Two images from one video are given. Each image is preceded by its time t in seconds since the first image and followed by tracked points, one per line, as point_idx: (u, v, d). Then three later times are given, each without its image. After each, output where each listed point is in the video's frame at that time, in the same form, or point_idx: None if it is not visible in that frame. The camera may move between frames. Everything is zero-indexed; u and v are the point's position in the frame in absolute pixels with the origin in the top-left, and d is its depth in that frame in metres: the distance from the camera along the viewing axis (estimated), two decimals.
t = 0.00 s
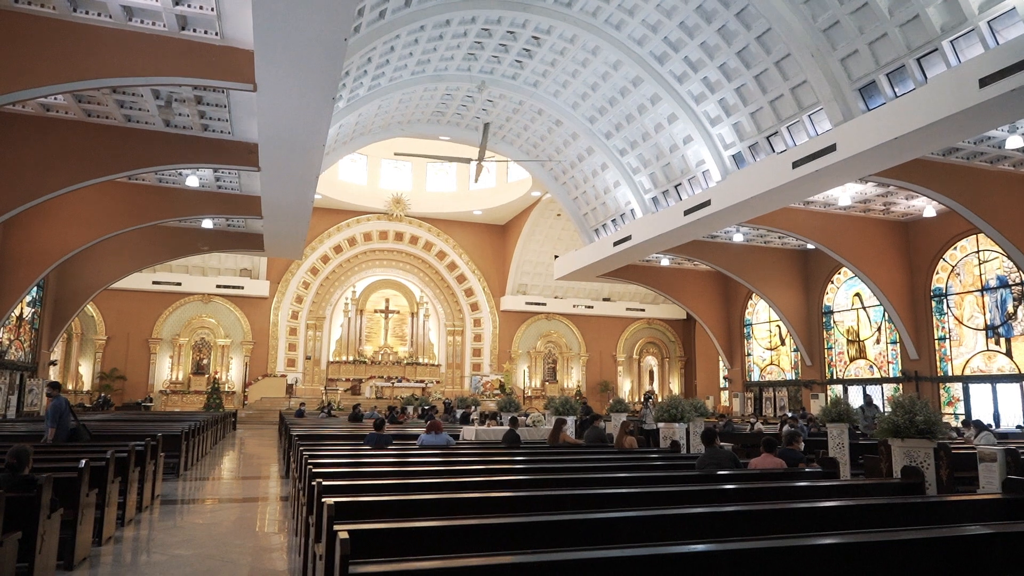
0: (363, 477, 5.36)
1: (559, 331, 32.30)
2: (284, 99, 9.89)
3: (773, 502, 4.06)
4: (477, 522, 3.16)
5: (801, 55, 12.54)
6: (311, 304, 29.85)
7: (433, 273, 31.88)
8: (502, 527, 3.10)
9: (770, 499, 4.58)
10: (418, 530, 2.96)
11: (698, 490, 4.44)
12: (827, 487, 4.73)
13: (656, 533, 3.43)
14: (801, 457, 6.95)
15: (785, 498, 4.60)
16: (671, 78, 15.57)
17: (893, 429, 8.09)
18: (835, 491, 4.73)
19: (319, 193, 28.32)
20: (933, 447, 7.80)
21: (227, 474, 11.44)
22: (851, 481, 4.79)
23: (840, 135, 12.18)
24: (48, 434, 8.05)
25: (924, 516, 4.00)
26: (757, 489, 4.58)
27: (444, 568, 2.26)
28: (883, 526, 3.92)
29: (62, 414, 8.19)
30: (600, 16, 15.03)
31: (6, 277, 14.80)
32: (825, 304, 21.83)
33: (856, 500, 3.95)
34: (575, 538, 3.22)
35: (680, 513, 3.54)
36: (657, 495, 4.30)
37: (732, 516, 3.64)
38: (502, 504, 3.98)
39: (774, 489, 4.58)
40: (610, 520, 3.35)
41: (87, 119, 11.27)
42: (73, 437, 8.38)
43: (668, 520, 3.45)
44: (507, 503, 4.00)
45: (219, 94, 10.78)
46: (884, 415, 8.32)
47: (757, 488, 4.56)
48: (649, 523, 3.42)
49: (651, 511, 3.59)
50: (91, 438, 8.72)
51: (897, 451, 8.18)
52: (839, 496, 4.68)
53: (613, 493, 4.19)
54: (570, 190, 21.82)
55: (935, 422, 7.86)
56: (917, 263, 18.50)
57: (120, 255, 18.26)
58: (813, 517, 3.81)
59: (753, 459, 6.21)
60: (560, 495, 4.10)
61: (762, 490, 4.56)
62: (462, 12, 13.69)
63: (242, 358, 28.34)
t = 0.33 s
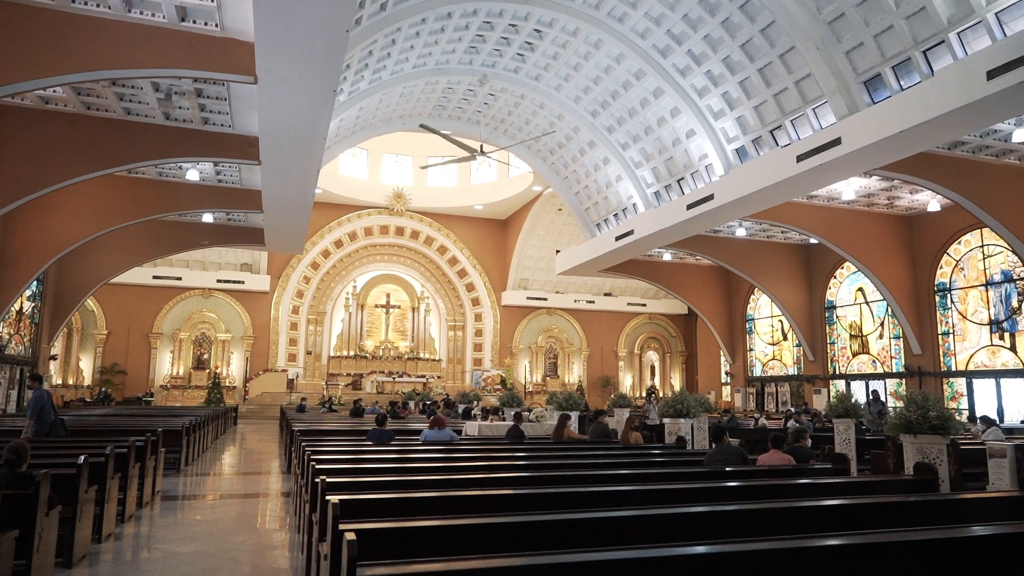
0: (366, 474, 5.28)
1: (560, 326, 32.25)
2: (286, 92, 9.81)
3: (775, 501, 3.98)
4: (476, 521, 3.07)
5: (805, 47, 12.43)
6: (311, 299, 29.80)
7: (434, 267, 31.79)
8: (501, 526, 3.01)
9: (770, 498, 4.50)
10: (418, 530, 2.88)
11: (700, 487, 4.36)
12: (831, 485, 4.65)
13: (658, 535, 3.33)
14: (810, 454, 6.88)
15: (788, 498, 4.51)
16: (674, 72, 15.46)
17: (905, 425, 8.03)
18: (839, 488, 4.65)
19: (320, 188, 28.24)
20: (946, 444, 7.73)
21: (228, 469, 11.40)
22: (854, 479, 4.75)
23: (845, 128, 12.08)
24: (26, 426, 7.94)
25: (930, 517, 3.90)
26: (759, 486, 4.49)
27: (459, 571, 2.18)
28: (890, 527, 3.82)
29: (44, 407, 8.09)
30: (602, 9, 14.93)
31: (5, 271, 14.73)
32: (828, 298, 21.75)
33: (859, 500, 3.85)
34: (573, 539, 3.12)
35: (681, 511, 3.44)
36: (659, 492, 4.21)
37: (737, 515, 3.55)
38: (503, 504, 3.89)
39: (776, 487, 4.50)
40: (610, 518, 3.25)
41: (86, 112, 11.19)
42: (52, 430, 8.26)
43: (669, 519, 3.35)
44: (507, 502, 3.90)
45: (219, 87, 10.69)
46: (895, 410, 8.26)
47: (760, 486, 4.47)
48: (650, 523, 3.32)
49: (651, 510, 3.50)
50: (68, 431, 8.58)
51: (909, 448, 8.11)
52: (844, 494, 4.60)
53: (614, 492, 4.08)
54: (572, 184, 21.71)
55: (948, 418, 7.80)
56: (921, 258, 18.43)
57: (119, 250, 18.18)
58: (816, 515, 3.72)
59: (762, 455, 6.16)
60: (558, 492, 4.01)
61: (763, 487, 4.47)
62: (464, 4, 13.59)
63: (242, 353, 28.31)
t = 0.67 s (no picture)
0: (370, 472, 5.20)
1: (562, 321, 32.17)
2: (287, 84, 9.71)
3: (777, 500, 3.87)
4: (475, 521, 2.98)
5: (810, 40, 12.32)
6: (313, 294, 29.76)
7: (435, 262, 31.71)
8: (500, 526, 2.92)
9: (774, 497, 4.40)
10: (420, 530, 2.81)
11: (703, 486, 4.26)
12: (837, 484, 4.55)
13: (659, 536, 3.22)
14: (821, 450, 6.81)
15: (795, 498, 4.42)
16: (677, 65, 15.34)
17: (919, 421, 7.98)
18: (846, 487, 4.56)
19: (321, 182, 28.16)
20: (962, 439, 7.68)
21: (229, 465, 11.35)
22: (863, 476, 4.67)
23: (850, 121, 11.97)
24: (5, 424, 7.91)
25: (939, 519, 3.79)
26: (765, 485, 4.39)
27: (468, 572, 2.10)
28: (897, 528, 3.71)
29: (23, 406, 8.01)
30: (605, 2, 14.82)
31: (6, 267, 14.66)
32: (831, 293, 21.66)
33: (865, 500, 3.74)
34: (572, 540, 3.02)
35: (684, 510, 3.34)
36: (660, 490, 4.11)
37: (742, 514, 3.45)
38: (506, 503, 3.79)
39: (780, 485, 4.39)
40: (608, 517, 3.13)
41: (86, 105, 11.10)
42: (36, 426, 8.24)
43: (670, 519, 3.25)
44: (508, 501, 3.78)
45: (220, 80, 10.60)
46: (908, 406, 8.21)
47: (762, 484, 4.37)
48: (649, 522, 3.20)
49: (651, 509, 3.39)
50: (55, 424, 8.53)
51: (924, 443, 8.05)
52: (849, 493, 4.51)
53: (615, 490, 3.97)
54: (574, 178, 21.61)
55: (963, 414, 7.74)
56: (925, 252, 18.33)
57: (119, 245, 18.11)
58: (819, 516, 3.59)
59: (772, 452, 6.09)
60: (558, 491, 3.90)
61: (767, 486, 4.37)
62: None
63: (244, 348, 28.26)
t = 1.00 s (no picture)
0: (375, 469, 5.13)
1: (564, 318, 32.07)
2: (290, 79, 9.61)
3: (781, 500, 3.76)
4: (476, 522, 2.89)
5: (817, 33, 12.21)
6: (315, 291, 29.72)
7: (438, 259, 31.64)
8: (502, 528, 2.83)
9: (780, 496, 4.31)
10: (424, 532, 2.73)
11: (707, 485, 4.16)
12: (845, 481, 4.46)
13: (660, 539, 3.11)
14: (833, 447, 6.73)
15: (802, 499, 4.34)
16: (682, 59, 15.22)
17: (935, 418, 7.90)
18: (854, 486, 4.46)
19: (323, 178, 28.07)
20: (978, 437, 7.60)
21: (231, 462, 11.30)
22: (873, 474, 4.58)
23: (856, 115, 11.87)
24: None
25: (947, 521, 3.69)
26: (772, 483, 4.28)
27: None
28: (909, 529, 3.62)
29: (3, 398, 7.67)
30: None
31: (8, 263, 14.62)
32: (835, 289, 21.56)
33: (871, 500, 3.64)
34: (573, 544, 2.92)
35: (689, 511, 3.23)
36: (663, 490, 4.01)
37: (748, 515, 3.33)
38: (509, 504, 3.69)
39: (785, 485, 4.29)
40: (608, 519, 3.03)
41: (87, 100, 11.03)
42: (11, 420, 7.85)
43: (674, 519, 3.14)
44: (510, 502, 3.69)
45: (221, 74, 10.53)
46: (923, 403, 8.14)
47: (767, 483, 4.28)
48: (651, 522, 3.10)
49: (654, 510, 3.28)
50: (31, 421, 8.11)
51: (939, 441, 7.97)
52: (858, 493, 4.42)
53: (619, 490, 3.86)
54: (576, 174, 21.51)
55: (980, 411, 7.67)
56: (931, 248, 18.22)
57: (121, 241, 18.06)
58: (826, 517, 3.49)
59: (784, 450, 6.02)
60: (558, 490, 3.80)
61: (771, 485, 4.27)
62: None
63: (246, 345, 28.21)
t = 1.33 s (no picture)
0: (380, 469, 5.04)
1: (566, 315, 31.99)
2: (292, 74, 9.53)
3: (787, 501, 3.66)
4: (478, 524, 2.79)
5: (822, 28, 12.10)
6: (317, 288, 29.67)
7: (439, 256, 31.57)
8: (505, 530, 2.73)
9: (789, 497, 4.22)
10: (427, 537, 2.64)
11: (713, 485, 4.06)
12: (853, 482, 4.35)
13: (664, 542, 3.01)
14: (846, 446, 6.63)
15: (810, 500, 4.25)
16: (685, 55, 15.11)
17: (951, 416, 7.82)
18: (865, 487, 4.36)
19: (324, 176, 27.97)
20: (995, 436, 7.53)
21: (233, 460, 11.25)
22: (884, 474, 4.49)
23: (862, 110, 11.77)
24: None
25: (959, 522, 3.59)
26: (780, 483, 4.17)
27: None
28: (923, 532, 3.53)
29: None
30: None
31: (8, 260, 14.57)
32: (840, 286, 21.46)
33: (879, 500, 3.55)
34: (576, 549, 2.83)
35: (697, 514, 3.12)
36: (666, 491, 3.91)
37: (757, 516, 3.22)
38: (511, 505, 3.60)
39: (791, 485, 4.20)
40: (613, 522, 2.92)
41: (87, 96, 10.95)
42: None
43: (678, 521, 3.03)
44: (514, 502, 3.59)
45: (222, 70, 10.44)
46: (937, 401, 8.05)
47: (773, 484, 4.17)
48: (654, 525, 2.99)
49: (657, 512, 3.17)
50: None
51: (955, 440, 7.88)
52: (868, 494, 4.32)
53: (624, 491, 3.78)
54: (579, 171, 21.40)
55: (998, 410, 7.58)
56: (936, 244, 18.13)
57: (122, 238, 17.98)
58: (837, 520, 3.39)
59: (796, 448, 5.95)
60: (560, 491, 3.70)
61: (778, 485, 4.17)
62: None
63: (248, 342, 28.17)
